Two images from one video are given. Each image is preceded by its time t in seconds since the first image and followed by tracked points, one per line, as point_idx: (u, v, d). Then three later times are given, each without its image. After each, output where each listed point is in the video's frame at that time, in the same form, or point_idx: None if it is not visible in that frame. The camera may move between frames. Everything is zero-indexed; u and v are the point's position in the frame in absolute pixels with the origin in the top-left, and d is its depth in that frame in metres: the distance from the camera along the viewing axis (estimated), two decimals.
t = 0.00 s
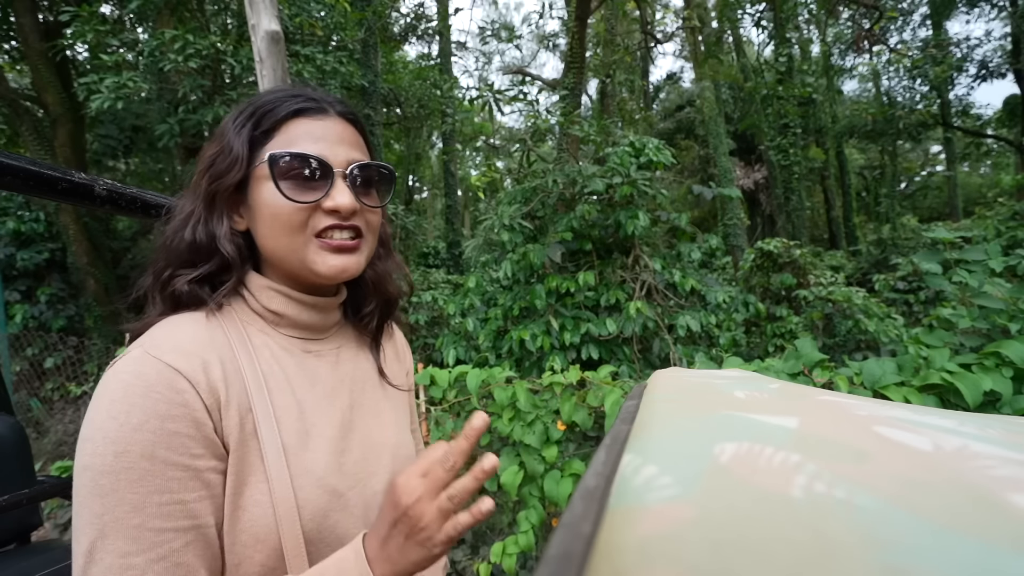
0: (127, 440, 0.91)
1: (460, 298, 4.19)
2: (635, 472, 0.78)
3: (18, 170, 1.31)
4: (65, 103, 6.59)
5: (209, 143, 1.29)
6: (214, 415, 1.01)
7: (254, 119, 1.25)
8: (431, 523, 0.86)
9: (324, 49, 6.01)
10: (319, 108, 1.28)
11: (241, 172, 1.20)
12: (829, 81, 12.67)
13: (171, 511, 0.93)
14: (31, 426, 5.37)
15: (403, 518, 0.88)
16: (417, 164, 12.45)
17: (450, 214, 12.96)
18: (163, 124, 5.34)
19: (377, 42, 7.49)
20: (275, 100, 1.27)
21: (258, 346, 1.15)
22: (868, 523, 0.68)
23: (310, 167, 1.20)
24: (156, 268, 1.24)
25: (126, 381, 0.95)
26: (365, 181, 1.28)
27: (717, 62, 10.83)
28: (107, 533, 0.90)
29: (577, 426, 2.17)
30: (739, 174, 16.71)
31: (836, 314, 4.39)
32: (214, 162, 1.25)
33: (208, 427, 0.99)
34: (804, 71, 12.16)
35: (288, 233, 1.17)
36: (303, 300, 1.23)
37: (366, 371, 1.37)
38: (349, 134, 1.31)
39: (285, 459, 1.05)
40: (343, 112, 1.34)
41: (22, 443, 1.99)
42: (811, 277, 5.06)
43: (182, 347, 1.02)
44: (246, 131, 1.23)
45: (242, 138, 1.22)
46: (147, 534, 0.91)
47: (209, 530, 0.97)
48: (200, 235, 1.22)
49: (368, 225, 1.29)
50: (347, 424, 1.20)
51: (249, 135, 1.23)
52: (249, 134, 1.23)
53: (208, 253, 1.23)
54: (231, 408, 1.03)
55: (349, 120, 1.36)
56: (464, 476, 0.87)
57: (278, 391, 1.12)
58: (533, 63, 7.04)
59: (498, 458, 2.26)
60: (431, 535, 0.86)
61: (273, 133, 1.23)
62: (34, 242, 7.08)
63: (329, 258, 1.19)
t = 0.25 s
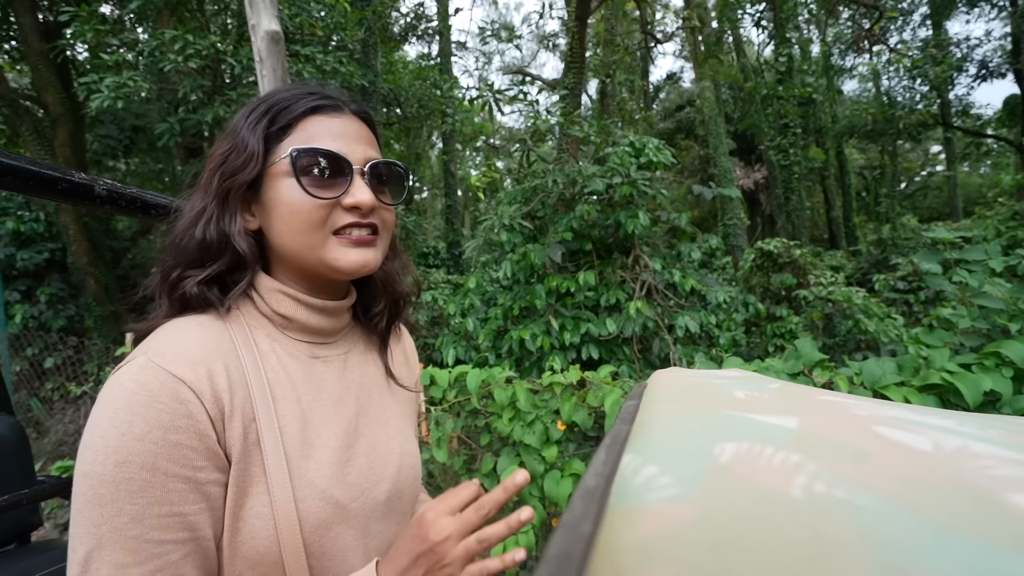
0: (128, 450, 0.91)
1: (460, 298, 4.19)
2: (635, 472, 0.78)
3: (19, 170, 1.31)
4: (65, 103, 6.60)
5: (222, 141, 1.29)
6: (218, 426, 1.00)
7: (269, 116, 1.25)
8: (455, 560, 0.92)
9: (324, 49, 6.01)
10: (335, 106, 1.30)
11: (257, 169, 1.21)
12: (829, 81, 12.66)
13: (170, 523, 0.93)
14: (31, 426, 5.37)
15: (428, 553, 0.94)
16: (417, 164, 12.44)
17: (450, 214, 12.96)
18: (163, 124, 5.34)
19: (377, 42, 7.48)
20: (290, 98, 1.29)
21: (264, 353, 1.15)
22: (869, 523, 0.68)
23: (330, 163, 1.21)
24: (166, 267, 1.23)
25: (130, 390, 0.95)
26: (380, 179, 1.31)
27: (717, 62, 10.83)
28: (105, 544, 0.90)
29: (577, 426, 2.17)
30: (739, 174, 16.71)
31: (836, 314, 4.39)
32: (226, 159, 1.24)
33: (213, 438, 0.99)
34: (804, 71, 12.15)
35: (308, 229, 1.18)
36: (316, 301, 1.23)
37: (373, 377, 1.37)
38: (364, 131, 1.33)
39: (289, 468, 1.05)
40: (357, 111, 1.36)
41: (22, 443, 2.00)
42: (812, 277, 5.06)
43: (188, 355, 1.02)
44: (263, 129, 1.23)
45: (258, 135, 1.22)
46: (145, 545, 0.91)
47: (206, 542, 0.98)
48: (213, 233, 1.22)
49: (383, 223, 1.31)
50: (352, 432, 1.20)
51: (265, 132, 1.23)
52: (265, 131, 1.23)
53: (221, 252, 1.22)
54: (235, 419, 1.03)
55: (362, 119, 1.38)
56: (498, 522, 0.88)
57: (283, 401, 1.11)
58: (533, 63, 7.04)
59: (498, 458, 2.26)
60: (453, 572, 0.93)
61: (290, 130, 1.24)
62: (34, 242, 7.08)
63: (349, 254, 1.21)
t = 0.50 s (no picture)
0: (120, 443, 0.91)
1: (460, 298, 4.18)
2: (636, 472, 0.78)
3: (18, 170, 1.31)
4: (65, 103, 6.60)
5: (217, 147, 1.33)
6: (214, 423, 1.01)
7: (251, 121, 1.27)
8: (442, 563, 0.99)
9: (324, 49, 6.01)
10: (312, 107, 1.27)
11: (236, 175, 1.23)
12: (829, 81, 12.66)
13: (157, 518, 0.93)
14: (31, 426, 5.37)
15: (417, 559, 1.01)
16: (417, 164, 12.44)
17: (450, 214, 12.96)
18: (163, 123, 5.35)
19: (377, 42, 7.48)
20: (272, 101, 1.28)
21: (260, 349, 1.15)
22: (870, 523, 0.68)
23: (296, 169, 1.19)
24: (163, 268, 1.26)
25: (126, 385, 0.94)
26: (355, 181, 1.26)
27: (717, 62, 10.83)
28: (91, 537, 0.88)
29: (577, 426, 2.17)
30: (738, 174, 16.71)
31: (836, 314, 4.39)
32: (215, 165, 1.28)
33: (207, 434, 1.00)
34: (804, 71, 12.15)
35: (276, 237, 1.18)
36: (304, 303, 1.22)
37: (368, 374, 1.37)
38: (343, 132, 1.29)
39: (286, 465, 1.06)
40: (339, 110, 1.32)
41: (21, 443, 1.99)
42: (811, 278, 5.06)
43: (184, 352, 1.02)
44: (243, 135, 1.26)
45: (238, 142, 1.25)
46: (129, 539, 0.90)
47: (188, 540, 0.97)
48: (203, 235, 1.24)
49: (360, 226, 1.27)
50: (350, 428, 1.20)
51: (245, 138, 1.26)
52: (245, 138, 1.25)
53: (212, 253, 1.24)
54: (231, 415, 1.03)
55: (347, 118, 1.34)
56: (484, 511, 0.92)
57: (280, 396, 1.12)
58: (533, 63, 7.03)
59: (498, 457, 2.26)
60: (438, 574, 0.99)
61: (267, 135, 1.25)
62: (34, 242, 7.08)
63: (315, 262, 1.18)
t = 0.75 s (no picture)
0: (113, 444, 0.91)
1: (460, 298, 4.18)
2: (636, 472, 0.78)
3: (18, 170, 1.31)
4: (65, 103, 6.60)
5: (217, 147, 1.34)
6: (209, 423, 1.01)
7: (248, 122, 1.28)
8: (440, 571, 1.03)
9: (324, 49, 6.01)
10: (311, 108, 1.27)
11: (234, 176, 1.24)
12: (829, 81, 12.66)
13: (148, 519, 0.93)
14: (31, 426, 5.37)
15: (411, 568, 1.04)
16: (417, 164, 12.44)
17: (450, 215, 12.96)
18: (163, 123, 5.35)
19: (377, 42, 7.48)
20: (269, 101, 1.28)
21: (258, 348, 1.15)
22: (869, 523, 0.68)
23: (293, 170, 1.19)
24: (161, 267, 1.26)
25: (120, 386, 0.94)
26: (355, 183, 1.26)
27: (717, 62, 10.84)
28: (83, 536, 0.89)
29: (577, 426, 2.17)
30: (738, 174, 16.72)
31: (836, 314, 4.39)
32: (214, 165, 1.29)
33: (201, 435, 0.99)
34: (804, 71, 12.14)
35: (272, 238, 1.18)
36: (302, 303, 1.22)
37: (367, 374, 1.37)
38: (342, 134, 1.29)
39: (283, 465, 1.06)
40: (338, 111, 1.32)
41: (22, 443, 2.00)
42: (811, 277, 5.06)
43: (180, 353, 1.02)
44: (241, 136, 1.26)
45: (236, 142, 1.26)
46: (122, 540, 0.90)
47: (181, 541, 0.97)
48: (201, 235, 1.24)
49: (357, 228, 1.27)
50: (347, 427, 1.20)
51: (243, 139, 1.26)
52: (244, 138, 1.26)
53: (210, 253, 1.25)
54: (227, 415, 1.03)
55: (346, 119, 1.34)
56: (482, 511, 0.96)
57: (276, 396, 1.11)
58: (533, 63, 7.03)
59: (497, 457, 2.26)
60: None
61: (264, 136, 1.25)
62: (34, 242, 7.08)
63: (312, 263, 1.19)
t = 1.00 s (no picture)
0: (116, 448, 0.91)
1: (460, 298, 4.18)
2: (636, 472, 0.78)
3: (18, 170, 1.31)
4: (65, 103, 6.60)
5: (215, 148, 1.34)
6: (212, 425, 1.01)
7: (245, 123, 1.27)
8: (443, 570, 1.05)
9: (324, 49, 6.01)
10: (308, 108, 1.27)
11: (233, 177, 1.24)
12: (829, 81, 12.65)
13: (152, 523, 0.93)
14: (31, 426, 5.37)
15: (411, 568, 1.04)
16: (417, 164, 12.44)
17: (450, 215, 12.96)
18: (163, 124, 5.36)
19: (377, 42, 7.48)
20: (266, 101, 1.28)
21: (259, 349, 1.15)
22: (869, 523, 0.68)
23: (292, 172, 1.19)
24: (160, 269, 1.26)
25: (122, 389, 0.94)
26: (354, 183, 1.26)
27: (717, 62, 10.83)
28: (87, 540, 0.89)
29: (577, 426, 2.17)
30: (738, 174, 16.72)
31: (836, 314, 4.39)
32: (212, 166, 1.29)
33: (204, 438, 0.99)
34: (804, 71, 12.13)
35: (273, 240, 1.18)
36: (302, 303, 1.22)
37: (368, 374, 1.37)
38: (340, 133, 1.29)
39: (284, 466, 1.06)
40: (335, 111, 1.31)
41: (22, 443, 2.00)
42: (812, 277, 5.06)
43: (181, 356, 1.02)
44: (238, 137, 1.26)
45: (234, 143, 1.26)
46: (126, 544, 0.91)
47: (185, 544, 0.97)
48: (201, 237, 1.24)
49: (357, 229, 1.27)
50: (349, 428, 1.19)
51: (241, 139, 1.26)
52: (241, 139, 1.26)
53: (211, 254, 1.25)
54: (230, 417, 1.03)
55: (344, 119, 1.33)
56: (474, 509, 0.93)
57: (278, 397, 1.11)
58: (533, 63, 7.02)
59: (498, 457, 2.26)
60: None
61: (262, 137, 1.25)
62: (34, 242, 7.07)
63: (312, 266, 1.19)
